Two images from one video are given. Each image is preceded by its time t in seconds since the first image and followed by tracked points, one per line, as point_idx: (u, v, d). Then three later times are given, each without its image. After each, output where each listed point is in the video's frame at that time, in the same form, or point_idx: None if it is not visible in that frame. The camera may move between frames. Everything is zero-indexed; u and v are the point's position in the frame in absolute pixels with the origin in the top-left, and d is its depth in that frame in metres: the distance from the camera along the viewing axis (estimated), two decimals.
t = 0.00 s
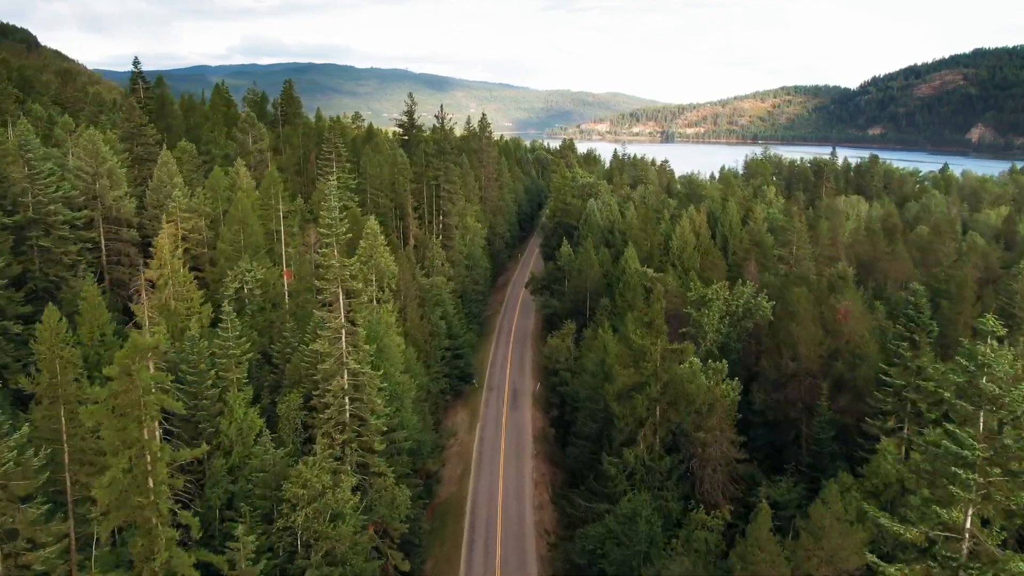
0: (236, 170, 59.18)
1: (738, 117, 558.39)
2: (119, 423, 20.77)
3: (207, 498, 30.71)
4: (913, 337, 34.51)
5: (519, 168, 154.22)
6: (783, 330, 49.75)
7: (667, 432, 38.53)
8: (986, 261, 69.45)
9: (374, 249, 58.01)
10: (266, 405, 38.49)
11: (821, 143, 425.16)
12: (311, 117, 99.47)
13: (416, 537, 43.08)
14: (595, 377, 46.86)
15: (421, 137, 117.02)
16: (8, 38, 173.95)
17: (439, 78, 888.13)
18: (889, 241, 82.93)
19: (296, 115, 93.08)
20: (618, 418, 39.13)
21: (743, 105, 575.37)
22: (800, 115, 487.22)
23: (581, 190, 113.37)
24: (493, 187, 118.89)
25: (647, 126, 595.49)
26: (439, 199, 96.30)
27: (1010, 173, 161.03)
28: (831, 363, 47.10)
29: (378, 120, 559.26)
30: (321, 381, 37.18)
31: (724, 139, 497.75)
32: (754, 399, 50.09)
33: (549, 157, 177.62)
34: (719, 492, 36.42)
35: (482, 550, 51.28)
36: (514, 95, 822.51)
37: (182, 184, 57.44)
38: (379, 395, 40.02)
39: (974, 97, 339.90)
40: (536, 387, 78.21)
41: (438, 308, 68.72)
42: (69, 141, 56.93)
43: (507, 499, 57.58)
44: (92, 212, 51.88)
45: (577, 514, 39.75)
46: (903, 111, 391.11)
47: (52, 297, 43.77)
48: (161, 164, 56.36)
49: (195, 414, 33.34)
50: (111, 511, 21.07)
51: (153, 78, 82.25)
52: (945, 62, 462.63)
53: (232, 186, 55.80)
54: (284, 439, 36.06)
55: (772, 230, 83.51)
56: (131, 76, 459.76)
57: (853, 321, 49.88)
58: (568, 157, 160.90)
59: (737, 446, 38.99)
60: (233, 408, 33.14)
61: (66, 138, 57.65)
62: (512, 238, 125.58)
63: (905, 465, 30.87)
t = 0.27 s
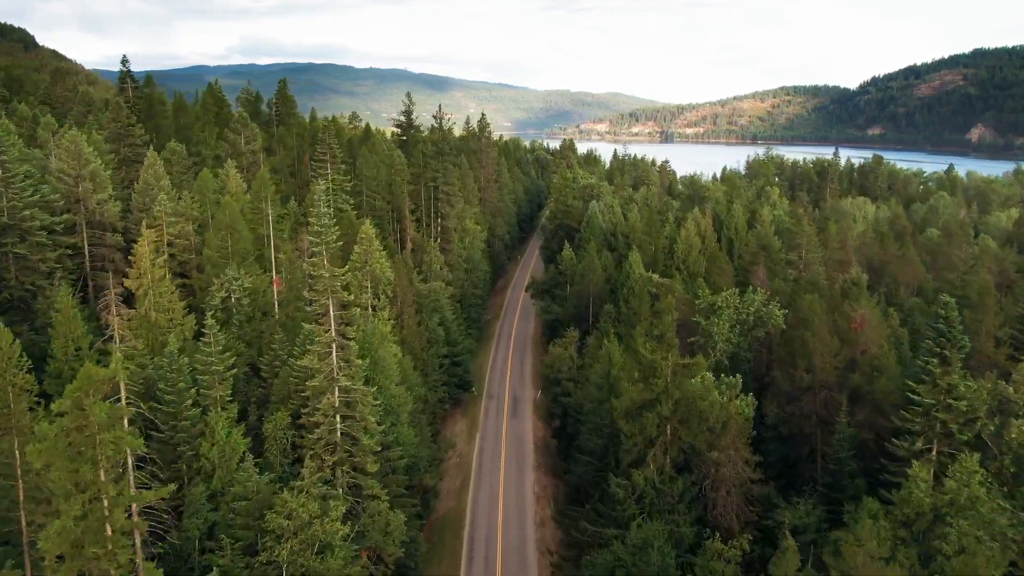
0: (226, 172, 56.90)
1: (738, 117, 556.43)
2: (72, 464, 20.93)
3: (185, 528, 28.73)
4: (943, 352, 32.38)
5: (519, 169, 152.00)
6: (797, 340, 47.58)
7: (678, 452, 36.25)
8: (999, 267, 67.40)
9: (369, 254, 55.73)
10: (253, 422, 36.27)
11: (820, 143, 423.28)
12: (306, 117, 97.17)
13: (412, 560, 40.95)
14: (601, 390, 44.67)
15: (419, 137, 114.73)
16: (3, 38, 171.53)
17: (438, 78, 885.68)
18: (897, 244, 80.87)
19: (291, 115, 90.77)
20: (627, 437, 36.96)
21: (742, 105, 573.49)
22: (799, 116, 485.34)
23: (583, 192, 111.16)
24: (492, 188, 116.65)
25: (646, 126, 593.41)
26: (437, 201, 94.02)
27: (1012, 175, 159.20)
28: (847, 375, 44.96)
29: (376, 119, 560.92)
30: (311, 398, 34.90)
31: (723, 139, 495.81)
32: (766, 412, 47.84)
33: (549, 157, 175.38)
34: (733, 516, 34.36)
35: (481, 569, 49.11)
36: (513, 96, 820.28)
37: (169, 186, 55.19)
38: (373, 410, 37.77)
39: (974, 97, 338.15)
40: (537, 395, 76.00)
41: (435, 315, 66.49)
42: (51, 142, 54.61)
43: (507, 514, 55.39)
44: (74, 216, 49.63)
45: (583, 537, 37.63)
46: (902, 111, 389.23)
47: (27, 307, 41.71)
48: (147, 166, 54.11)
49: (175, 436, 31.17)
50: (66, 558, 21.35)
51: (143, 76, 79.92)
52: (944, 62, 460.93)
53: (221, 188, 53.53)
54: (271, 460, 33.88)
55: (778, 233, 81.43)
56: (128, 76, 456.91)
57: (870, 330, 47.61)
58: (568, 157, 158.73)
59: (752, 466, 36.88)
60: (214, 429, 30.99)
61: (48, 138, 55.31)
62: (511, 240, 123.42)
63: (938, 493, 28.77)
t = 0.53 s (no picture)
0: (212, 174, 54.17)
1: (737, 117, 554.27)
2: None
3: (154, 570, 26.15)
4: (984, 374, 29.87)
5: (518, 169, 149.46)
6: (814, 353, 45.04)
7: (694, 478, 33.65)
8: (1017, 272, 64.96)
9: (362, 261, 53.07)
10: (235, 445, 33.69)
11: (819, 143, 421.06)
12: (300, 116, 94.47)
13: None
14: (609, 407, 42.08)
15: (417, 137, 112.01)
16: None
17: (436, 78, 883.06)
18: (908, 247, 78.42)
19: (284, 115, 88.03)
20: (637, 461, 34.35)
21: (741, 105, 571.11)
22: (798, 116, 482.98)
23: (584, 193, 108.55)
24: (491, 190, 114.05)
25: (645, 126, 591.14)
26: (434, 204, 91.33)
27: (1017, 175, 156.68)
28: (869, 390, 42.44)
29: (374, 118, 565.80)
30: (296, 420, 32.27)
31: (723, 139, 493.65)
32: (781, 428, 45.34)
33: (548, 157, 172.76)
34: (753, 548, 31.78)
35: None
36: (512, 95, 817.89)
37: (152, 189, 52.51)
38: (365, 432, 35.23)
39: (973, 97, 335.80)
40: (538, 404, 73.45)
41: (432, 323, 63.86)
42: (29, 143, 51.86)
43: (508, 533, 52.88)
44: (50, 222, 46.92)
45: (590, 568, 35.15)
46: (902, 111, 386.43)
47: None
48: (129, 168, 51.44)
49: (146, 465, 28.44)
50: None
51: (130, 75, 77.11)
52: (944, 62, 458.58)
53: (207, 191, 50.87)
54: (253, 488, 31.37)
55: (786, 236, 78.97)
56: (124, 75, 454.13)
57: (891, 342, 45.04)
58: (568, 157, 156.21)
59: (772, 492, 34.37)
60: (189, 458, 28.39)
61: (25, 139, 52.56)
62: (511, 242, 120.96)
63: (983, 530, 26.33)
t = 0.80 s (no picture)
0: (200, 177, 51.81)
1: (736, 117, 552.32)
2: None
3: None
4: None
5: (517, 170, 147.23)
6: (832, 366, 42.81)
7: (708, 504, 31.47)
8: None
9: (356, 267, 50.68)
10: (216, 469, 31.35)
11: (819, 143, 419.23)
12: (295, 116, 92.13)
13: None
14: (616, 423, 39.76)
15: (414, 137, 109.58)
16: None
17: (435, 78, 880.73)
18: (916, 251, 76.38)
19: (278, 115, 85.71)
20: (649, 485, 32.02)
21: (740, 105, 569.35)
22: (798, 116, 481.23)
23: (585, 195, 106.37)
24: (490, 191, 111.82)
25: (644, 126, 589.22)
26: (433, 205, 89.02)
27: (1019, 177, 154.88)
28: (890, 405, 40.24)
29: (372, 117, 563.26)
30: (281, 443, 29.89)
31: (722, 139, 491.62)
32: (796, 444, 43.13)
33: (547, 158, 170.52)
34: None
35: None
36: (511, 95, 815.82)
37: (136, 192, 50.14)
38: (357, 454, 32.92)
39: (972, 98, 334.28)
40: (539, 413, 71.16)
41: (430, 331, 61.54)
42: (8, 144, 49.47)
43: (509, 550, 50.55)
44: (27, 226, 44.51)
45: None
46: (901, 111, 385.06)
47: None
48: (111, 171, 49.06)
49: (117, 494, 25.98)
50: None
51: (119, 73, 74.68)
52: (943, 62, 457.11)
53: (193, 195, 48.50)
54: (235, 516, 29.09)
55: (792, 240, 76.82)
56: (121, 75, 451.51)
57: (911, 354, 42.88)
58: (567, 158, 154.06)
59: (792, 517, 32.15)
60: (163, 487, 26.03)
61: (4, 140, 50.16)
62: (511, 244, 118.84)
63: None
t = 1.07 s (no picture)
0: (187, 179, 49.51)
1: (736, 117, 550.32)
2: None
3: None
4: None
5: (517, 170, 145.03)
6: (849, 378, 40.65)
7: (725, 533, 29.24)
8: None
9: (349, 273, 48.32)
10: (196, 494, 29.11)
11: (818, 143, 417.24)
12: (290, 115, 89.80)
13: None
14: (623, 441, 37.54)
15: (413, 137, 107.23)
16: None
17: (434, 77, 878.16)
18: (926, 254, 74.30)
19: (272, 114, 83.36)
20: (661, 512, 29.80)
21: (739, 105, 567.62)
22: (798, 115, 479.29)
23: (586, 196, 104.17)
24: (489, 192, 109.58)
25: (643, 126, 587.06)
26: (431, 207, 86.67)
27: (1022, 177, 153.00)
28: (912, 421, 38.08)
29: (370, 117, 560.36)
30: (265, 469, 27.59)
31: (722, 139, 489.57)
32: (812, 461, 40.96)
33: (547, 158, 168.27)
34: None
35: None
36: (510, 95, 813.47)
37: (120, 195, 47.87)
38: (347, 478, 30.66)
39: (972, 97, 332.53)
40: (540, 422, 68.93)
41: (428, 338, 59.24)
42: None
43: (510, 568, 48.30)
44: (3, 232, 42.20)
45: None
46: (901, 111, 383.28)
47: None
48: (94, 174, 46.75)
49: (82, 530, 23.98)
50: None
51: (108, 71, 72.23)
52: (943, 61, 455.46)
53: (178, 198, 46.20)
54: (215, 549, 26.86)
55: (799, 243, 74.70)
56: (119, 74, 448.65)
57: (933, 366, 40.71)
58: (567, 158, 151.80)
59: (813, 546, 29.95)
60: (133, 522, 23.79)
61: None
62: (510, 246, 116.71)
63: None
